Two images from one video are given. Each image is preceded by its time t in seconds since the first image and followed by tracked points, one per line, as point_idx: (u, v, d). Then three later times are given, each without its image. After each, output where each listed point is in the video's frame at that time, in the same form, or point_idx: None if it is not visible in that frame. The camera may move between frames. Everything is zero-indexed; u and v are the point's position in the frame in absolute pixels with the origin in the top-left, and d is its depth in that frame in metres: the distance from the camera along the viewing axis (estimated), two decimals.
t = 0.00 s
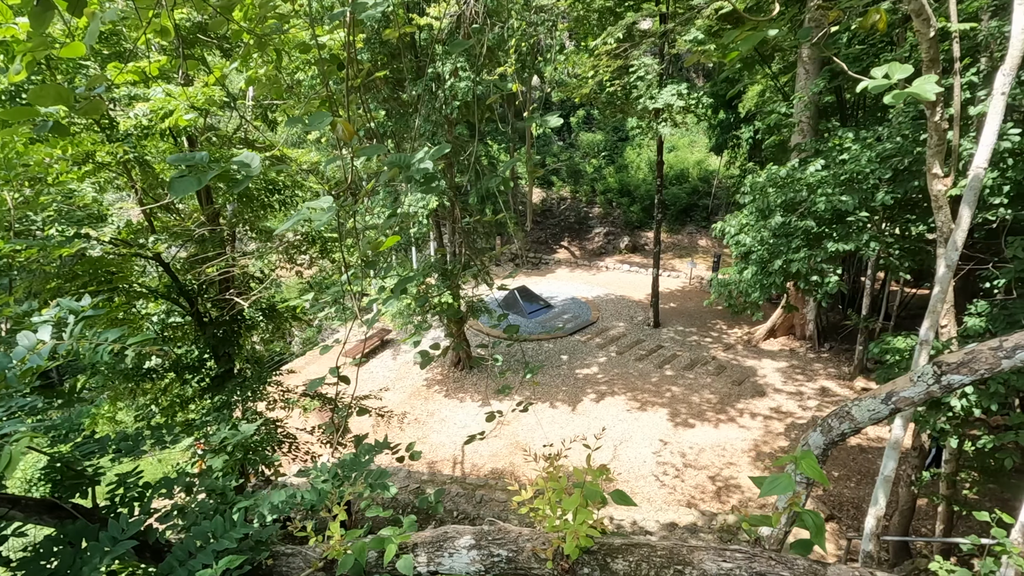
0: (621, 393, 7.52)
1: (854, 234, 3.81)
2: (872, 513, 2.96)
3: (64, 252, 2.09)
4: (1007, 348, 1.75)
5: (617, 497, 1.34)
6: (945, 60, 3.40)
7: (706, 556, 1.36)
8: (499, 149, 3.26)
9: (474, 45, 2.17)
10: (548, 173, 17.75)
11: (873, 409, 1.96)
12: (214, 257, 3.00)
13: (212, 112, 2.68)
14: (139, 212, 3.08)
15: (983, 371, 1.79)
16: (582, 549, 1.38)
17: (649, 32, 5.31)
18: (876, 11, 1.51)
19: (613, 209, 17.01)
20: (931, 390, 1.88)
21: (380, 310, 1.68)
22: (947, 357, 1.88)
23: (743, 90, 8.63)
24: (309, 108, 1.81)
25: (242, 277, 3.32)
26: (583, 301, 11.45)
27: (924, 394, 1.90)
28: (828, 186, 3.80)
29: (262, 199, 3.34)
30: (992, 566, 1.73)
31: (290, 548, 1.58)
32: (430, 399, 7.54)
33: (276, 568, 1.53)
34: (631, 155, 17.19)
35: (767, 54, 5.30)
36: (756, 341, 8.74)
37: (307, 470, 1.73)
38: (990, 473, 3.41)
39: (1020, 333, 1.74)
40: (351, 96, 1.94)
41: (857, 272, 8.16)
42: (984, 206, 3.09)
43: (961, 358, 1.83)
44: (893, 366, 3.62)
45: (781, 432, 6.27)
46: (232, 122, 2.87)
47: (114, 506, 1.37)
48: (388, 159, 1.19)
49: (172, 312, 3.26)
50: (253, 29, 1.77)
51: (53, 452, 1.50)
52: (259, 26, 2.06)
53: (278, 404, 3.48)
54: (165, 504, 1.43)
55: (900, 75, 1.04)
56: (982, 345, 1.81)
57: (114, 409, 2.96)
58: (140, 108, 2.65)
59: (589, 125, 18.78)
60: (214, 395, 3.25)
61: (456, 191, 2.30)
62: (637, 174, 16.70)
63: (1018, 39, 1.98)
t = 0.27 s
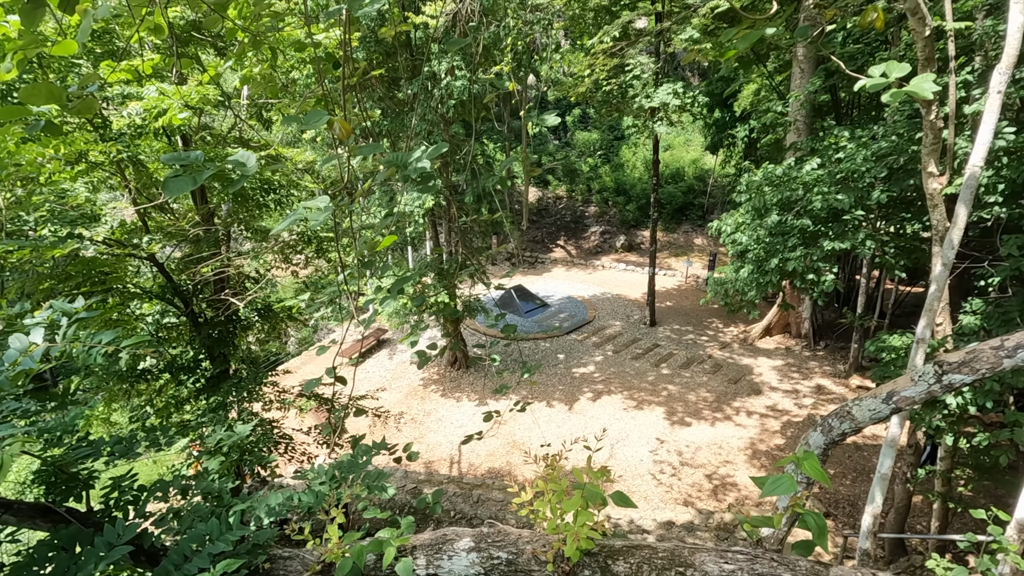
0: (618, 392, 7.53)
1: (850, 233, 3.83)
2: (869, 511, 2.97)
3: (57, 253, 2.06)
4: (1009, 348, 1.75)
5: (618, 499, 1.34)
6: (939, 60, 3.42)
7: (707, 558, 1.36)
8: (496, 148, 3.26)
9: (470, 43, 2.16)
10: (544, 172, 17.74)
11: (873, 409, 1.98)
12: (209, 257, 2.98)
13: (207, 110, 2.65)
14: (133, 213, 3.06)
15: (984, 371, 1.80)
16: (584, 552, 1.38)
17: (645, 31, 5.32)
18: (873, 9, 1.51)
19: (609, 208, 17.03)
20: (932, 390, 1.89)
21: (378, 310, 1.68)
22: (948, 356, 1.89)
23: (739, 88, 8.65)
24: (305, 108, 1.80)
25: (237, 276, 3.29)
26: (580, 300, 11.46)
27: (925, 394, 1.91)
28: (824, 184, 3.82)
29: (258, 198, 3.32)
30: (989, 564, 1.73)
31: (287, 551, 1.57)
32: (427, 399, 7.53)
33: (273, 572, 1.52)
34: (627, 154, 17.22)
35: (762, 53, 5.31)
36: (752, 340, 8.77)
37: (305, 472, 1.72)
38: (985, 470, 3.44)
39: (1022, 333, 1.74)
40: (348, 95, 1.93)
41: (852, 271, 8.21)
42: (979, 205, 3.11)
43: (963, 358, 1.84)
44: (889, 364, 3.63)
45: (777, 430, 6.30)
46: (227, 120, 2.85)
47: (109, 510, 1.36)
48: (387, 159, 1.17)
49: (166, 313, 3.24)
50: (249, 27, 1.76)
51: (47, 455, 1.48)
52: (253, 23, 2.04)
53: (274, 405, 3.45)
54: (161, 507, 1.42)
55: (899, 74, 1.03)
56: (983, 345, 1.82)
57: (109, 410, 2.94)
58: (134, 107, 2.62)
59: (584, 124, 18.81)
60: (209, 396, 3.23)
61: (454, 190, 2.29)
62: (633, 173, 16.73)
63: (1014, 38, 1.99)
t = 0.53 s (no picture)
0: (615, 391, 7.54)
1: (847, 232, 3.84)
2: (866, 510, 2.98)
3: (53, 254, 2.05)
4: (1004, 348, 1.76)
5: (613, 499, 1.34)
6: (936, 59, 3.43)
7: (703, 559, 1.36)
8: (492, 147, 3.25)
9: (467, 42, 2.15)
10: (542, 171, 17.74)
11: (869, 409, 1.99)
12: (206, 257, 2.97)
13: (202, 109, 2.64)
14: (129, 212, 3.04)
15: (980, 371, 1.80)
16: (580, 553, 1.37)
17: (643, 30, 5.32)
18: (869, 9, 1.51)
19: (606, 206, 17.03)
20: (928, 390, 1.90)
21: (375, 311, 1.68)
22: (944, 357, 1.90)
23: (736, 87, 8.65)
24: (301, 107, 1.80)
25: (234, 276, 3.28)
26: (578, 298, 11.47)
27: (921, 394, 1.91)
28: (821, 183, 3.83)
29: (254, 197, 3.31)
30: (985, 563, 1.74)
31: (283, 553, 1.57)
32: (425, 398, 7.52)
33: (269, 573, 1.52)
34: (625, 153, 17.23)
35: (759, 52, 5.31)
36: (750, 338, 8.79)
37: (301, 473, 1.71)
38: (981, 469, 3.46)
39: (1018, 333, 1.74)
40: (345, 95, 1.92)
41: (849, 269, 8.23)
42: (975, 204, 3.12)
43: (958, 358, 1.85)
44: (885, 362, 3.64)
45: (775, 428, 6.31)
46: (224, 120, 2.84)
47: (105, 512, 1.36)
48: (382, 159, 1.17)
49: (163, 313, 3.22)
50: (244, 26, 1.75)
51: (42, 457, 1.47)
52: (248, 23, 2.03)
53: (271, 405, 3.44)
54: (157, 508, 1.41)
55: (895, 74, 1.03)
56: (978, 345, 1.83)
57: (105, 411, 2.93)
58: (129, 106, 2.60)
59: (582, 123, 18.81)
60: (207, 396, 3.22)
61: (451, 190, 2.29)
62: (630, 172, 16.75)
63: (1010, 38, 1.99)
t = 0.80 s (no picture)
0: (615, 389, 7.55)
1: (846, 230, 3.84)
2: (863, 507, 2.99)
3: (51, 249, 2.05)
4: (998, 344, 1.75)
5: (609, 495, 1.34)
6: (936, 57, 3.42)
7: (698, 554, 1.36)
8: (492, 145, 3.25)
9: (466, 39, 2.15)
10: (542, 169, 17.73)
11: (864, 406, 2.00)
12: (204, 254, 2.97)
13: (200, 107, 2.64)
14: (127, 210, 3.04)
15: (974, 367, 1.81)
16: (575, 549, 1.38)
17: (642, 27, 5.31)
18: (867, 6, 1.51)
19: (606, 205, 17.03)
20: (923, 385, 1.91)
21: (372, 308, 1.67)
22: (939, 353, 1.90)
23: (736, 85, 8.65)
24: (299, 104, 1.79)
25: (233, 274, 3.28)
26: (577, 297, 11.47)
27: (916, 390, 1.92)
28: (820, 181, 3.83)
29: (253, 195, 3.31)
30: (981, 559, 1.74)
31: (280, 549, 1.57)
32: (424, 397, 7.52)
33: (265, 569, 1.52)
34: (625, 151, 17.23)
35: (759, 50, 5.31)
36: (749, 337, 8.80)
37: (298, 470, 1.71)
38: (978, 466, 3.46)
39: (1014, 330, 1.74)
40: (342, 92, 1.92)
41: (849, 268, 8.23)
42: (974, 202, 3.12)
43: (953, 354, 1.85)
44: (884, 360, 3.64)
45: (773, 426, 6.32)
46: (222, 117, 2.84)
47: (102, 508, 1.35)
48: (378, 155, 1.16)
49: (162, 311, 3.22)
50: (242, 23, 1.75)
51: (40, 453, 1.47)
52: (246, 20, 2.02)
53: (270, 403, 3.45)
54: (154, 505, 1.41)
55: (892, 71, 1.02)
56: (973, 341, 1.83)
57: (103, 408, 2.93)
58: (127, 103, 2.60)
59: (582, 121, 18.80)
60: (205, 393, 3.22)
61: (449, 187, 2.29)
62: (630, 170, 16.75)
63: (1008, 35, 1.99)
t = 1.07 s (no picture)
0: (616, 388, 7.55)
1: (848, 229, 3.83)
2: (864, 505, 2.99)
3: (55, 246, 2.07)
4: (999, 343, 1.75)
5: (610, 493, 1.34)
6: (939, 55, 3.41)
7: (699, 552, 1.36)
8: (493, 143, 3.25)
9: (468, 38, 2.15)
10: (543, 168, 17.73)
11: (866, 404, 2.00)
12: (206, 253, 2.98)
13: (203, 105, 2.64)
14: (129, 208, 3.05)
15: (975, 366, 1.80)
16: (576, 546, 1.39)
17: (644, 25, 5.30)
18: (870, 5, 1.50)
19: (607, 204, 17.01)
20: (923, 384, 1.91)
21: (372, 308, 1.67)
22: (941, 352, 1.90)
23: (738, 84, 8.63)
24: (300, 104, 1.79)
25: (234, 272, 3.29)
26: (578, 296, 11.47)
27: (916, 389, 1.92)
28: (822, 180, 3.82)
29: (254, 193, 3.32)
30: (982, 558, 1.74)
31: (282, 546, 1.57)
32: (425, 395, 7.53)
33: (268, 566, 1.52)
34: (626, 149, 17.21)
35: (761, 48, 5.29)
36: (750, 336, 8.80)
37: (298, 469, 1.71)
38: (979, 465, 3.46)
39: (1015, 328, 1.73)
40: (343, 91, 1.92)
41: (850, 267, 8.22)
42: (976, 201, 3.11)
43: (954, 353, 1.85)
44: (885, 360, 3.64)
45: (775, 425, 6.32)
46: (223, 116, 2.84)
47: (105, 505, 1.36)
48: (379, 154, 1.16)
49: (164, 309, 3.24)
50: (244, 22, 1.75)
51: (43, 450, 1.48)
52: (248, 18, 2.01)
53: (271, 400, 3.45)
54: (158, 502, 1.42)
55: (894, 70, 1.02)
56: (975, 340, 1.82)
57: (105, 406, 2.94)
58: (130, 102, 2.61)
59: (583, 119, 18.78)
60: (207, 391, 3.23)
61: (450, 186, 2.29)
62: (631, 169, 16.74)
63: (1011, 33, 1.98)
